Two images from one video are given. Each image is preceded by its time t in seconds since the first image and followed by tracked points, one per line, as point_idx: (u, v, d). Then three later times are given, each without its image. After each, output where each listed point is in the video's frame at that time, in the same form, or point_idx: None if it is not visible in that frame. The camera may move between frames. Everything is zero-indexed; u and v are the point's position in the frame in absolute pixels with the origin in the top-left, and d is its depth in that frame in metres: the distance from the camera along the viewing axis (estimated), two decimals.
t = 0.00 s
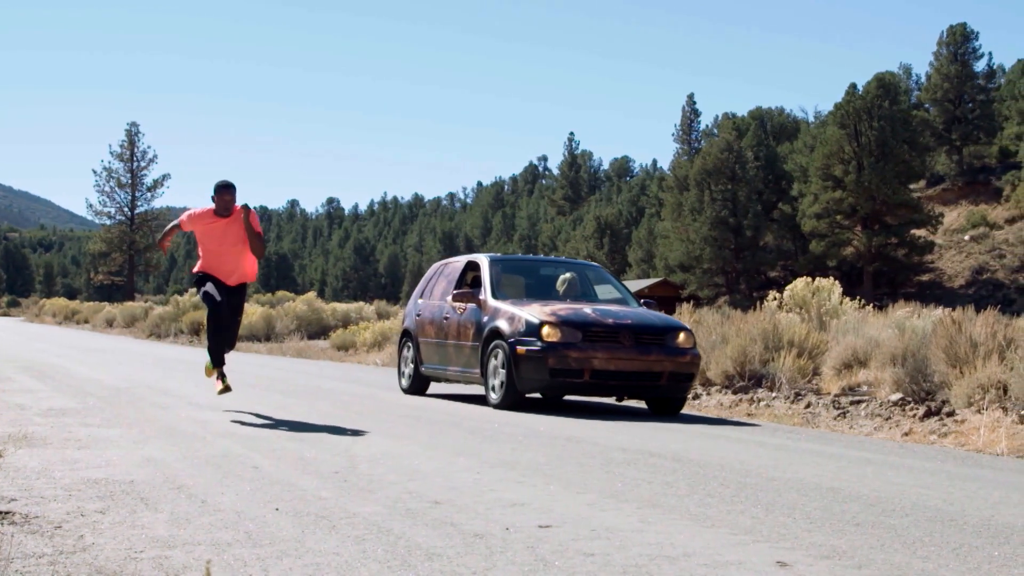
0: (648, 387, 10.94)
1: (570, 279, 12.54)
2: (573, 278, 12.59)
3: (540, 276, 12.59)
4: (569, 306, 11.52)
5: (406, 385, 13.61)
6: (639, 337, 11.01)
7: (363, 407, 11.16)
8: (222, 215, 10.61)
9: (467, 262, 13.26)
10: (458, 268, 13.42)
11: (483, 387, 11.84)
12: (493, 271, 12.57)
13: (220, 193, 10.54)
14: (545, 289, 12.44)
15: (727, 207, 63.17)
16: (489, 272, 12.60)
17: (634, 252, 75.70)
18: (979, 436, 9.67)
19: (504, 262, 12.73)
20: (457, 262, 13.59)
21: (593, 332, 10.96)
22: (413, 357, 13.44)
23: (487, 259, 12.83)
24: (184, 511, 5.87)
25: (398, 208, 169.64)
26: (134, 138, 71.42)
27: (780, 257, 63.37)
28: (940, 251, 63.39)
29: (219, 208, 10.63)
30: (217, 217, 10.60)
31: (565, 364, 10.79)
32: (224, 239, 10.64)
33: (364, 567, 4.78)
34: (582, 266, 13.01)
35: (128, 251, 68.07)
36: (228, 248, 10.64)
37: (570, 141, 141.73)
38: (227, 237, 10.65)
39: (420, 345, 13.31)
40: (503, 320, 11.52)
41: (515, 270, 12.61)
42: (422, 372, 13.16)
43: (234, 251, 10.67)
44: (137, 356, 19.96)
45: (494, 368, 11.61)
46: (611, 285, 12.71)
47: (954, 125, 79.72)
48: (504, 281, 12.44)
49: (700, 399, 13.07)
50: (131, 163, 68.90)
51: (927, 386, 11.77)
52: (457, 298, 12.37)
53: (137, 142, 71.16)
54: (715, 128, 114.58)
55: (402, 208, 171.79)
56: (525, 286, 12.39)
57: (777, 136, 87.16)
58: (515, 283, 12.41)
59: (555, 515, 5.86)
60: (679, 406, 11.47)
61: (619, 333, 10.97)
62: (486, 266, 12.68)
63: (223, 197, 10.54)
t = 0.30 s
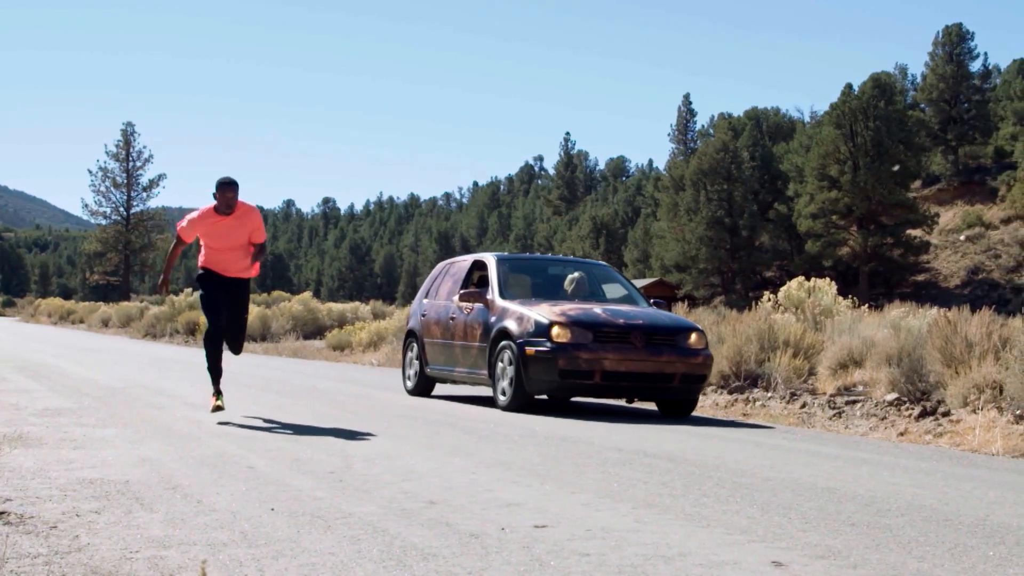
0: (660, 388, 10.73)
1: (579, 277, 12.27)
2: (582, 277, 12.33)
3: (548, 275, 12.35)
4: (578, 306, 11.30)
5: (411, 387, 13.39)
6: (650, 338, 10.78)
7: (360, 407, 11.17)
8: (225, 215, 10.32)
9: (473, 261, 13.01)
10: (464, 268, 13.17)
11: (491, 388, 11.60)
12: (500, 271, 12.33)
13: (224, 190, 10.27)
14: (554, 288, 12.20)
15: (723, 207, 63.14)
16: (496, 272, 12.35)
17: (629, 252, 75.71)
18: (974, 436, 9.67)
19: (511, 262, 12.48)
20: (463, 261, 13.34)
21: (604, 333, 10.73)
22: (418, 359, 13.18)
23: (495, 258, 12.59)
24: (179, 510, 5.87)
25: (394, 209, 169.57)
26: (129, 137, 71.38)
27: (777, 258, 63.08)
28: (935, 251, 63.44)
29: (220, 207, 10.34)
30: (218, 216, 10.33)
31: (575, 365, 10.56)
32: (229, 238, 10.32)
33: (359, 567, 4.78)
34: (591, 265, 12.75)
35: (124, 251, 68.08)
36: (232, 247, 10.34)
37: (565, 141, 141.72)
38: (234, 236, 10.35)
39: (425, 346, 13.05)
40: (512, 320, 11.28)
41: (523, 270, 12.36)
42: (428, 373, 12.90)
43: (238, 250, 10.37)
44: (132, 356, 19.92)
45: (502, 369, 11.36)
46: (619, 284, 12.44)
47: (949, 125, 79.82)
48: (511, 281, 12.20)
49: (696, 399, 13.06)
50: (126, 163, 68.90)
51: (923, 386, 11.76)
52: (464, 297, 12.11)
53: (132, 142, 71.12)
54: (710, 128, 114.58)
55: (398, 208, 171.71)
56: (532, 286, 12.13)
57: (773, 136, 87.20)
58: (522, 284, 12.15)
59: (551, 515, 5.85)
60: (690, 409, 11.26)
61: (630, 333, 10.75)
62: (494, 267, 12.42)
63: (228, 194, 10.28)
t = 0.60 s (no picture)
0: (674, 391, 10.44)
1: (588, 277, 11.98)
2: (591, 276, 12.04)
3: (557, 274, 12.05)
4: (589, 306, 11.01)
5: (416, 390, 13.13)
6: (663, 340, 10.49)
7: (353, 408, 11.20)
8: (230, 213, 9.65)
9: (480, 260, 12.71)
10: (470, 267, 12.89)
11: (500, 390, 11.33)
12: (508, 270, 12.03)
13: (227, 187, 9.56)
14: (562, 289, 11.90)
15: (717, 207, 63.19)
16: (504, 271, 12.06)
17: (624, 252, 75.76)
18: (969, 436, 9.66)
19: (520, 261, 12.18)
20: (470, 260, 13.05)
21: (616, 334, 10.44)
22: (424, 360, 12.91)
23: (503, 257, 12.29)
24: (173, 511, 5.87)
25: (388, 208, 169.54)
26: (123, 137, 71.37)
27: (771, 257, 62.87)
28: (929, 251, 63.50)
29: (221, 205, 9.65)
30: (220, 216, 9.64)
31: (586, 366, 10.27)
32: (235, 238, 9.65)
33: (353, 567, 4.78)
34: (601, 265, 12.45)
35: (118, 250, 68.08)
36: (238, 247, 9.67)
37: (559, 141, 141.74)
38: (239, 235, 9.68)
39: (431, 347, 12.77)
40: (521, 321, 11.00)
41: (531, 269, 12.06)
42: (433, 375, 12.64)
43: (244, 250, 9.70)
44: (126, 356, 19.91)
45: (511, 371, 11.08)
46: (629, 284, 12.14)
47: (943, 125, 79.96)
48: (518, 280, 11.90)
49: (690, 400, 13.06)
50: (121, 163, 68.88)
51: (916, 387, 11.77)
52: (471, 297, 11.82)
53: (126, 142, 71.10)
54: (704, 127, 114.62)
55: (392, 208, 171.68)
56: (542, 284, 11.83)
57: (767, 136, 87.24)
58: (530, 283, 11.85)
59: (544, 515, 5.86)
60: (703, 412, 10.97)
61: (643, 334, 10.45)
62: (501, 266, 12.14)
63: (231, 192, 9.58)
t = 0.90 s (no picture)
0: (685, 393, 10.26)
1: (593, 276, 11.78)
2: (597, 276, 11.84)
3: (563, 273, 11.86)
4: (597, 306, 10.82)
5: (419, 391, 12.95)
6: (673, 340, 10.29)
7: (346, 407, 11.19)
8: (231, 208, 9.55)
9: (485, 259, 12.52)
10: (474, 267, 12.69)
11: (506, 392, 11.13)
12: (514, 270, 11.82)
13: (229, 184, 9.48)
14: (569, 288, 11.71)
15: (709, 207, 63.23)
16: (509, 271, 11.85)
17: (616, 252, 75.78)
18: (960, 436, 9.68)
19: (525, 260, 11.97)
20: (474, 259, 12.85)
21: (626, 334, 10.24)
22: (426, 361, 12.74)
23: (508, 257, 12.09)
24: (165, 510, 5.88)
25: (380, 208, 169.41)
26: (115, 137, 71.34)
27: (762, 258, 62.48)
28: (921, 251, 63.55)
29: (220, 202, 9.54)
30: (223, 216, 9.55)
31: (595, 368, 10.08)
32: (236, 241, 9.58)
33: (346, 567, 4.78)
34: (607, 264, 12.26)
35: (110, 250, 68.00)
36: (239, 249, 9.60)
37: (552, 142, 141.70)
38: (241, 239, 9.61)
39: (434, 348, 12.60)
40: (528, 321, 10.80)
41: (536, 268, 11.86)
42: (435, 376, 12.49)
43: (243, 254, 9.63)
44: (118, 356, 19.87)
45: (518, 373, 10.88)
46: (635, 283, 11.95)
47: (935, 126, 80.06)
48: (524, 280, 11.70)
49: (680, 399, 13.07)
50: (113, 163, 68.82)
51: (909, 386, 11.79)
52: (476, 297, 11.62)
53: (118, 142, 71.05)
54: (696, 127, 114.51)
55: (384, 208, 171.57)
56: (547, 285, 11.63)
57: (759, 136, 87.22)
58: (536, 283, 11.65)
59: (537, 515, 5.86)
60: (713, 413, 10.80)
61: (653, 334, 10.25)
62: (507, 265, 11.93)
63: (232, 187, 9.51)
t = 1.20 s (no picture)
0: (692, 394, 10.08)
1: (598, 276, 11.60)
2: (601, 275, 11.66)
3: (568, 272, 11.67)
4: (602, 305, 10.63)
5: (420, 393, 12.77)
6: (681, 341, 10.12)
7: (340, 407, 11.17)
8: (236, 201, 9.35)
9: (487, 258, 12.31)
10: (476, 266, 12.48)
11: (510, 393, 10.92)
12: (517, 268, 11.62)
13: (233, 177, 9.31)
14: (573, 288, 11.52)
15: (701, 207, 63.23)
16: (513, 270, 11.63)
17: (607, 253, 75.81)
18: (951, 436, 9.70)
19: (529, 258, 11.77)
20: (476, 258, 12.65)
21: (632, 335, 10.05)
22: (428, 362, 12.56)
23: (511, 255, 11.89)
24: (155, 511, 5.87)
25: (372, 208, 169.32)
26: (106, 136, 71.29)
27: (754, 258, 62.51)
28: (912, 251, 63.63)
29: (225, 194, 9.35)
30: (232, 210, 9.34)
31: (602, 369, 9.88)
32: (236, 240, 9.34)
33: (336, 567, 4.78)
34: (611, 263, 12.09)
35: (101, 250, 67.92)
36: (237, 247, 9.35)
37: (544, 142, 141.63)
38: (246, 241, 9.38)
39: (436, 349, 12.39)
40: (533, 321, 10.58)
41: (541, 267, 11.65)
42: (438, 377, 12.31)
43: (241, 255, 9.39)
44: (109, 356, 19.83)
45: (522, 374, 10.67)
46: (640, 282, 11.79)
47: (926, 126, 80.17)
48: (528, 280, 11.49)
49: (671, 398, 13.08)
50: (103, 162, 68.72)
51: (899, 387, 11.80)
52: (478, 297, 11.41)
53: (109, 141, 70.99)
54: (688, 128, 114.53)
55: (376, 208, 171.45)
56: (551, 284, 11.44)
57: (751, 136, 87.23)
58: (540, 283, 11.45)
59: (529, 515, 5.85)
60: (719, 415, 10.63)
61: (660, 335, 10.07)
62: (510, 264, 11.71)
63: (237, 179, 9.32)
